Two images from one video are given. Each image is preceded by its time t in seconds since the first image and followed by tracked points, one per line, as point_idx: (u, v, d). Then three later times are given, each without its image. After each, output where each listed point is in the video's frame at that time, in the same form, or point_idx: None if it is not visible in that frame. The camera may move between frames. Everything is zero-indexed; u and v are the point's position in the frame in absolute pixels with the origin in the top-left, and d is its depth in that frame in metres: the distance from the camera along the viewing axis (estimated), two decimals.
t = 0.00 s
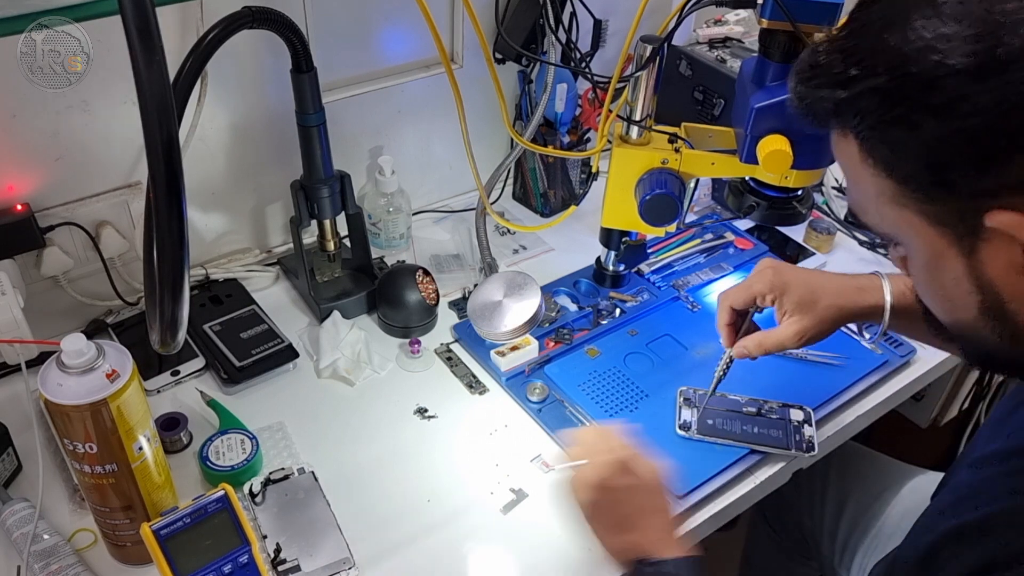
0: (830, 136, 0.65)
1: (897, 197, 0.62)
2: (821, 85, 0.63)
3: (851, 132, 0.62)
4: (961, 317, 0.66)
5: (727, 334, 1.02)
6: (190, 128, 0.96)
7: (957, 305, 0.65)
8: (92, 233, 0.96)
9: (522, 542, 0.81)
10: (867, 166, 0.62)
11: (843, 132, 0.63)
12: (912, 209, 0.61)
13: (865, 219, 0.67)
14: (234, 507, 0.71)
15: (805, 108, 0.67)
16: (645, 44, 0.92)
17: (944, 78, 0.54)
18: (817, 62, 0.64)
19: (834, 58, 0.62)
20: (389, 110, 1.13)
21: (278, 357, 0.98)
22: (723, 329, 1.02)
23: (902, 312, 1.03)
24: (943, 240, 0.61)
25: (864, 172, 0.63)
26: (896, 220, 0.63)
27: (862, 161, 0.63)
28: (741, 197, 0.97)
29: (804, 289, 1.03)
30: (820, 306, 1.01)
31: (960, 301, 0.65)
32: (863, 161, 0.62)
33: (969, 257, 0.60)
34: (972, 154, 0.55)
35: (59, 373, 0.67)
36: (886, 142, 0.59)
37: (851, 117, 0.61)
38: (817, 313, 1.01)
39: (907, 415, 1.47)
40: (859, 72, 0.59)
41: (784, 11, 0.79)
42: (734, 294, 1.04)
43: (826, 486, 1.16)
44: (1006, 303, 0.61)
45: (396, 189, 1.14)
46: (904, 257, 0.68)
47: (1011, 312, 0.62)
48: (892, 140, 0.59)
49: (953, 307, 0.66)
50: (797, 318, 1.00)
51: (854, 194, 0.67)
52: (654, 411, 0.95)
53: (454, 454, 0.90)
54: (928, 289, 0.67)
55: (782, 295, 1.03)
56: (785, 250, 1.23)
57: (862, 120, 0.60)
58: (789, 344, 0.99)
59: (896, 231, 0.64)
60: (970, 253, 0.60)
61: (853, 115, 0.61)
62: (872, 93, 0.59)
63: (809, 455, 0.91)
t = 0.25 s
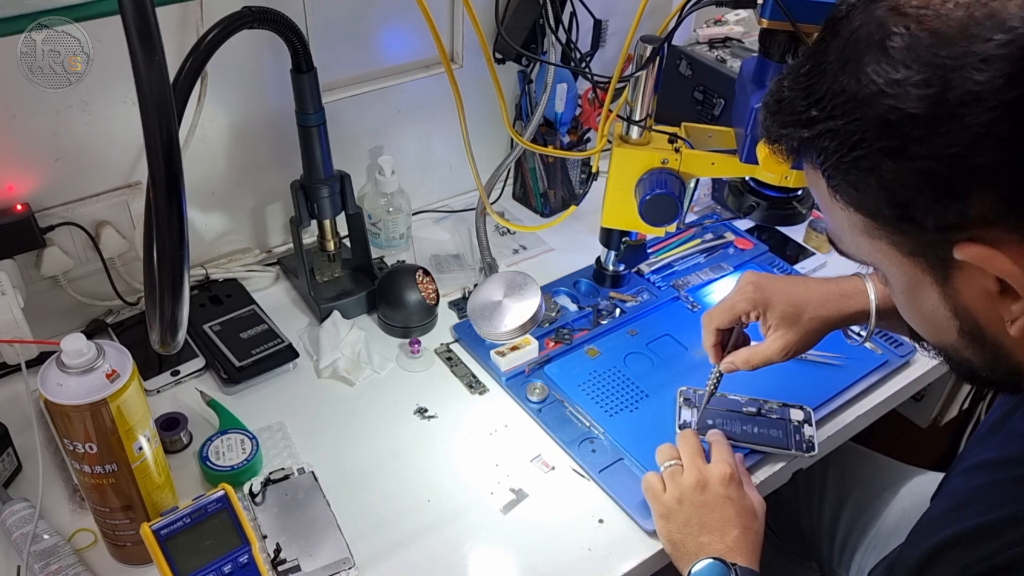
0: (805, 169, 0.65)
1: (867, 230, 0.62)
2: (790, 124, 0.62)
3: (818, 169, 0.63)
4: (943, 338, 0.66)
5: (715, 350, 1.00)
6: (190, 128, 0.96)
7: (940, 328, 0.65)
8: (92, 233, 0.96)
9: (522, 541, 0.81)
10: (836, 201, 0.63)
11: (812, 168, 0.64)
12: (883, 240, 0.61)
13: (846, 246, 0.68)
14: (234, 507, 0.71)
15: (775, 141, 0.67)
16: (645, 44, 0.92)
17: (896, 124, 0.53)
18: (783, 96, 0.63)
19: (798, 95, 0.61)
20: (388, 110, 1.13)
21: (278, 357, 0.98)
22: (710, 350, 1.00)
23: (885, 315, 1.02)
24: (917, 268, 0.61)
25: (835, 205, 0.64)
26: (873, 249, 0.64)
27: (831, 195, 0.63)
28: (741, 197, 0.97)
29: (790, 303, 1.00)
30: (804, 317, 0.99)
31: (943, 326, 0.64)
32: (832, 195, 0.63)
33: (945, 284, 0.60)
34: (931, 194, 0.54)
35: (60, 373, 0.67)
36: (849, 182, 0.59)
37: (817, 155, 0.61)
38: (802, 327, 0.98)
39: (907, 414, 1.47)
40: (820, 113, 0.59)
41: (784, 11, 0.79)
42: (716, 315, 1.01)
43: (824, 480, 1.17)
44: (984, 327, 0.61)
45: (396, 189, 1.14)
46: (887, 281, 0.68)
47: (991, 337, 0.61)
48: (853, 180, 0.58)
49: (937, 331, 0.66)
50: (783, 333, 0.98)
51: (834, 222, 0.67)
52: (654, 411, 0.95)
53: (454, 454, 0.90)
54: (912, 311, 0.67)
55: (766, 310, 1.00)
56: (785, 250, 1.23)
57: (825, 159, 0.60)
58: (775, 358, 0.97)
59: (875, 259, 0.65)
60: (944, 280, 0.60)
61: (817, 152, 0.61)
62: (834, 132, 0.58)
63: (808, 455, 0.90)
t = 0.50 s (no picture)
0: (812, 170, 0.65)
1: (874, 232, 0.61)
2: (792, 127, 0.62)
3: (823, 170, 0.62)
4: (949, 340, 0.66)
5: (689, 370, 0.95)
6: (190, 128, 0.96)
7: (947, 330, 0.65)
8: (92, 233, 0.96)
9: (522, 541, 0.81)
10: (843, 203, 0.62)
11: (818, 169, 0.63)
12: (890, 242, 0.61)
13: (851, 248, 0.67)
14: (234, 507, 0.71)
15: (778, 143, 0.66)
16: (645, 44, 0.92)
17: (900, 123, 0.53)
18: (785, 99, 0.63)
19: (800, 97, 0.61)
20: (388, 110, 1.13)
21: (278, 358, 0.98)
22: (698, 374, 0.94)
23: (865, 292, 1.00)
24: (925, 270, 0.61)
25: (841, 207, 0.63)
26: (879, 252, 0.63)
27: (837, 197, 0.63)
28: (741, 197, 0.97)
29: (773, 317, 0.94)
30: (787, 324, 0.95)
31: (949, 328, 0.64)
32: (838, 196, 0.62)
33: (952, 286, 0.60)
34: (937, 194, 0.54)
35: (60, 372, 0.67)
36: (853, 183, 0.58)
37: (820, 156, 0.61)
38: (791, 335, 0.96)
39: (908, 414, 1.47)
40: (824, 115, 0.58)
41: (784, 11, 0.79)
42: (691, 338, 0.95)
43: (824, 480, 1.17)
44: (993, 328, 0.61)
45: (396, 189, 1.14)
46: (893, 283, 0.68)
47: (998, 337, 0.61)
48: (857, 181, 0.58)
49: (943, 332, 0.66)
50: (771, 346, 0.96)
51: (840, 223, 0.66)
52: (654, 411, 0.95)
53: (454, 455, 0.90)
54: (918, 313, 0.67)
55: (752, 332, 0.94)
56: (785, 250, 1.23)
57: (830, 160, 0.59)
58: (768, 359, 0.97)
59: (881, 262, 0.64)
60: (952, 282, 0.60)
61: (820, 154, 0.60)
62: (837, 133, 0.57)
63: (809, 454, 0.90)
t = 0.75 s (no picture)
0: (826, 163, 0.64)
1: (890, 227, 0.61)
2: (808, 120, 0.62)
3: (839, 165, 0.61)
4: (963, 338, 0.66)
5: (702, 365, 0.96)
6: (190, 128, 0.96)
7: (958, 327, 0.65)
8: (92, 233, 0.96)
9: (522, 541, 0.81)
10: (859, 199, 0.62)
11: (834, 163, 0.62)
12: (906, 237, 0.61)
13: (863, 242, 0.67)
14: (234, 507, 0.71)
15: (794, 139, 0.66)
16: (645, 44, 0.92)
17: (922, 117, 0.53)
18: (802, 93, 0.63)
19: (817, 91, 0.61)
20: (388, 110, 1.13)
21: (278, 358, 0.98)
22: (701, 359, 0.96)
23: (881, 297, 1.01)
24: (942, 266, 0.60)
25: (857, 201, 0.62)
26: (894, 249, 0.63)
27: (856, 193, 0.62)
28: (741, 197, 0.97)
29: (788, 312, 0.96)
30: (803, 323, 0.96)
31: (961, 325, 0.64)
32: (856, 192, 0.61)
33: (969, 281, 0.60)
34: (956, 189, 0.54)
35: (59, 373, 0.67)
36: (872, 178, 0.58)
37: (838, 150, 0.60)
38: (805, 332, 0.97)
39: (907, 415, 1.47)
40: (843, 108, 0.58)
41: (784, 11, 0.78)
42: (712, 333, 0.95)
43: (824, 480, 1.17)
44: (1010, 323, 0.61)
45: (396, 189, 1.14)
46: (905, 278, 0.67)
47: (1014, 332, 0.61)
48: (877, 175, 0.58)
49: (957, 330, 0.66)
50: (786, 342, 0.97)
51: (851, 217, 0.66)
52: (654, 411, 0.95)
53: (454, 454, 0.90)
54: (929, 310, 0.67)
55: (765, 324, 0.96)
56: (785, 250, 1.23)
57: (847, 155, 0.59)
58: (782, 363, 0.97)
59: (897, 258, 0.64)
60: (970, 277, 0.60)
61: (836, 149, 0.60)
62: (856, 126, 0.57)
63: (809, 455, 0.90)
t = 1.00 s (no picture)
0: (843, 143, 0.66)
1: (911, 202, 0.62)
2: (833, 95, 0.63)
3: (863, 140, 0.62)
4: (978, 324, 0.66)
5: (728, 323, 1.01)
6: (190, 128, 0.96)
7: (973, 312, 0.65)
8: (92, 233, 0.96)
9: (522, 542, 0.81)
10: (880, 173, 0.63)
11: (855, 139, 0.64)
12: (928, 214, 0.61)
13: (879, 224, 0.67)
14: (234, 507, 0.71)
15: (815, 116, 0.67)
16: (645, 44, 0.92)
17: (958, 82, 0.54)
18: (826, 71, 0.64)
19: (843, 66, 0.62)
20: (388, 110, 1.13)
21: (278, 357, 0.98)
22: (725, 323, 1.02)
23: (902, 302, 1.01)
24: (961, 242, 0.61)
25: (877, 176, 0.63)
26: (911, 226, 0.63)
27: (876, 167, 0.63)
28: (741, 197, 0.97)
29: (811, 282, 1.02)
30: (823, 296, 1.01)
31: (977, 310, 0.64)
32: (876, 166, 0.63)
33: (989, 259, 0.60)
34: (988, 160, 0.54)
35: (59, 373, 0.67)
36: (901, 149, 0.59)
37: (864, 124, 0.61)
38: (823, 303, 1.01)
39: (908, 415, 1.47)
40: (873, 78, 0.59)
41: (784, 11, 0.79)
42: (740, 289, 1.04)
43: (825, 480, 1.17)
44: None
45: (396, 189, 1.14)
46: (920, 263, 0.67)
47: None
48: (907, 146, 0.58)
49: (971, 316, 0.66)
50: (801, 307, 1.01)
51: (867, 198, 0.67)
52: (654, 411, 0.95)
53: (453, 455, 0.90)
54: (943, 296, 0.66)
55: (787, 286, 1.02)
56: (785, 250, 1.23)
57: (874, 126, 0.60)
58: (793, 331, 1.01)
59: (913, 237, 0.64)
60: (988, 256, 0.60)
61: (862, 122, 0.61)
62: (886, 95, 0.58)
63: (808, 455, 0.90)
